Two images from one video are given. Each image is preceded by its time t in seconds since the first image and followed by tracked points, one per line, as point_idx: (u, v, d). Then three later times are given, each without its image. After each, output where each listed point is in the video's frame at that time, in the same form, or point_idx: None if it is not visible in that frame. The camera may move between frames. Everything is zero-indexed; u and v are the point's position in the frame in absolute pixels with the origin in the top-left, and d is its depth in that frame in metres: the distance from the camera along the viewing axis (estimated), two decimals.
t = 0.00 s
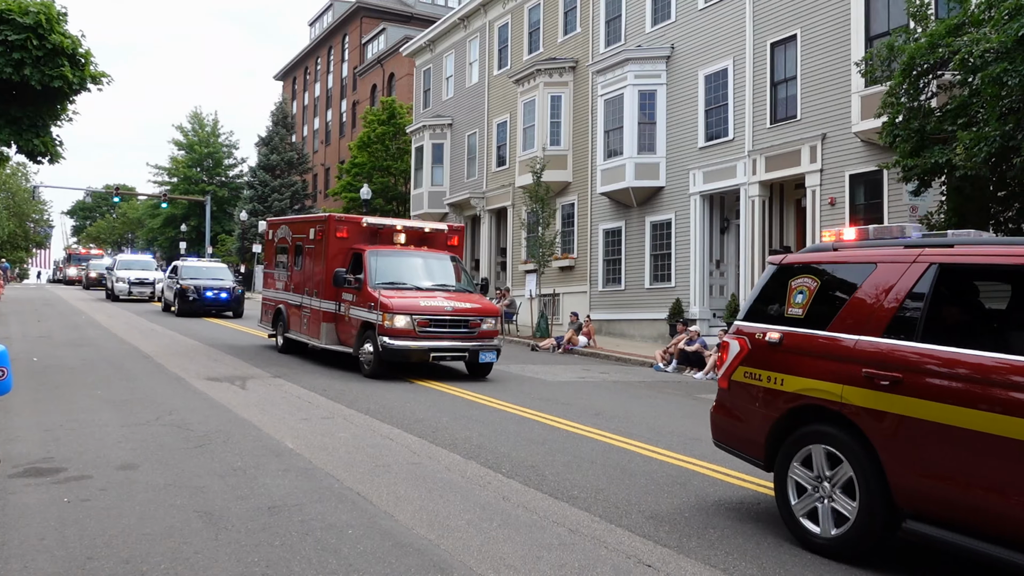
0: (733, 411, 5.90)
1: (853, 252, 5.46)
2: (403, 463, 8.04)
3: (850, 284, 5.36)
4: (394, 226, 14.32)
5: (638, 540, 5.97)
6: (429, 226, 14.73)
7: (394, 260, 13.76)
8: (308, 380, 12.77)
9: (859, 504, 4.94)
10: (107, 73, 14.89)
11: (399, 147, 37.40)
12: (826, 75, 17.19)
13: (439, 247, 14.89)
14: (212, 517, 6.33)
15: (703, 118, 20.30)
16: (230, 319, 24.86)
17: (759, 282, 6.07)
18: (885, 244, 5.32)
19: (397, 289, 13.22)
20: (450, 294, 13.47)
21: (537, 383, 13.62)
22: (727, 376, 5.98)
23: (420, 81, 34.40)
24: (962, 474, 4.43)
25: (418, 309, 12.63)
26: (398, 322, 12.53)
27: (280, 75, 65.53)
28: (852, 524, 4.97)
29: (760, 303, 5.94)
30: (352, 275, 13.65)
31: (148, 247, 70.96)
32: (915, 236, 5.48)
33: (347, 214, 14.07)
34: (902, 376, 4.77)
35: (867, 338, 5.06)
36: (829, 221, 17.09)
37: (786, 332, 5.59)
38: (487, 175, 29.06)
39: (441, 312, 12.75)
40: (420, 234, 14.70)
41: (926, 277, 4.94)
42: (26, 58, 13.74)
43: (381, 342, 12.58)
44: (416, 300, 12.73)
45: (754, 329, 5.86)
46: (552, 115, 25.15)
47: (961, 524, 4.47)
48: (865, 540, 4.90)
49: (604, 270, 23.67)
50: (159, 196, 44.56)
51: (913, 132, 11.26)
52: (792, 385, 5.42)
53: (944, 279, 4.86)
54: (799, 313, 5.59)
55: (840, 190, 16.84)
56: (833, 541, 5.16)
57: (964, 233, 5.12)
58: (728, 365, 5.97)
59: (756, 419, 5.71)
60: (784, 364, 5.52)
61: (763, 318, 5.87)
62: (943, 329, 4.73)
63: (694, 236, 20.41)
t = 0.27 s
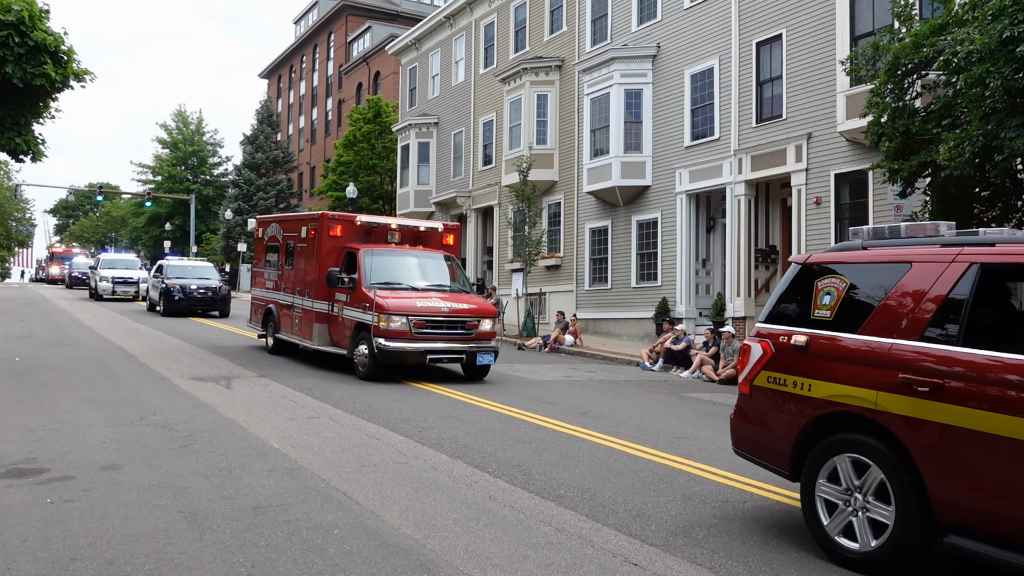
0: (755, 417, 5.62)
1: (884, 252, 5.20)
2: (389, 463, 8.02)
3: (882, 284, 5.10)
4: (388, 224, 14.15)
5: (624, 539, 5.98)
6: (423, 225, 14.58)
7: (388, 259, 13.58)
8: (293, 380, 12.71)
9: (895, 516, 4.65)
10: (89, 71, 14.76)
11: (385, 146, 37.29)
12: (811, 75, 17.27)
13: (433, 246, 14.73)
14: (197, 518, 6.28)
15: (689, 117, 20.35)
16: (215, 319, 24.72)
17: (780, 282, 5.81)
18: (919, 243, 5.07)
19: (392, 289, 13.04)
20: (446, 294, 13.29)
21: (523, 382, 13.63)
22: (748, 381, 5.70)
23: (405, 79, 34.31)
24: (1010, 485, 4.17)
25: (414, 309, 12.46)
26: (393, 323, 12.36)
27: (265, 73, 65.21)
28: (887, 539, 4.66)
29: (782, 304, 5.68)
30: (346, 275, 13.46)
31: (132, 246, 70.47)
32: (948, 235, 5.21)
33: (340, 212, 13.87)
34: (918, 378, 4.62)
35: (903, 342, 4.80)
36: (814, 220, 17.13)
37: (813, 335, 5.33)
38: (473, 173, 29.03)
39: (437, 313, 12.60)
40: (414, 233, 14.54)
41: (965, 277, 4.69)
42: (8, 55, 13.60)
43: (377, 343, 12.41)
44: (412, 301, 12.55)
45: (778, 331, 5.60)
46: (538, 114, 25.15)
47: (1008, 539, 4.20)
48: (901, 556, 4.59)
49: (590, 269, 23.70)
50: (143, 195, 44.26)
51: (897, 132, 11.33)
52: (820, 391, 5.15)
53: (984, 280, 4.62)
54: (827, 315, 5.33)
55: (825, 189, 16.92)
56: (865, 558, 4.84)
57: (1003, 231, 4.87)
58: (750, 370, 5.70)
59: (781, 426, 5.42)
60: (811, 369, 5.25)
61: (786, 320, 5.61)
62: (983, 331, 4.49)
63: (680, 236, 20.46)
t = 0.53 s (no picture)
0: (780, 422, 5.38)
1: (923, 251, 5.01)
2: (380, 462, 8.00)
3: (919, 285, 4.90)
4: (387, 223, 13.87)
5: (616, 537, 6.00)
6: (423, 223, 14.30)
7: (388, 258, 13.28)
8: (284, 379, 12.68)
9: (933, 526, 4.40)
10: (77, 69, 14.67)
11: (375, 145, 37.20)
12: (801, 74, 17.33)
13: (433, 245, 14.46)
14: (187, 518, 6.26)
15: (678, 116, 20.38)
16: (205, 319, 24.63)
17: (807, 283, 5.62)
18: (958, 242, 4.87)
19: (393, 289, 12.72)
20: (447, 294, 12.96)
21: (514, 381, 13.63)
22: (774, 385, 5.47)
23: (396, 78, 34.25)
24: None
25: (416, 310, 12.10)
26: (394, 324, 12.01)
27: (255, 71, 65.01)
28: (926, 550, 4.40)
29: (809, 304, 5.47)
30: (345, 275, 13.16)
31: (121, 245, 70.13)
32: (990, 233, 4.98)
33: (338, 210, 13.58)
34: (960, 382, 4.39)
35: (944, 345, 4.58)
36: (804, 218, 17.22)
37: (844, 338, 5.11)
38: (463, 172, 29.00)
39: (439, 313, 12.23)
40: (414, 232, 14.25)
41: (1009, 277, 4.49)
42: None
43: (377, 345, 12.06)
44: (414, 301, 12.20)
45: (806, 334, 5.38)
46: (529, 113, 25.13)
47: None
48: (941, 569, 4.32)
49: (581, 268, 23.71)
50: (132, 194, 44.03)
51: (887, 130, 11.39)
52: (853, 395, 4.92)
53: None
54: (859, 316, 5.11)
55: (815, 188, 17.00)
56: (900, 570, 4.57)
57: None
58: (775, 373, 5.47)
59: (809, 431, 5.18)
60: (842, 372, 5.02)
61: (816, 321, 5.38)
62: None
63: (671, 235, 20.50)
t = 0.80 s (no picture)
0: (809, 429, 5.22)
1: (956, 250, 4.84)
2: (374, 462, 7.99)
3: (956, 285, 4.70)
4: (389, 221, 13.52)
5: (609, 536, 6.00)
6: (426, 222, 13.95)
7: (390, 258, 12.90)
8: (277, 379, 12.65)
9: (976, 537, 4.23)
10: (68, 69, 14.63)
11: (368, 144, 37.14)
12: (793, 74, 17.37)
13: (436, 244, 14.10)
14: (180, 518, 6.24)
15: (671, 115, 20.41)
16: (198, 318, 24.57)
17: (835, 284, 5.44)
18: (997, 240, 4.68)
19: (396, 289, 12.34)
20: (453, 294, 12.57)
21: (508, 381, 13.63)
22: (802, 390, 5.32)
23: (389, 77, 34.20)
24: None
25: (421, 311, 11.71)
26: (399, 325, 11.62)
27: (247, 70, 64.86)
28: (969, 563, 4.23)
29: (838, 307, 5.29)
30: (346, 275, 12.80)
31: (113, 245, 69.89)
32: None
33: (339, 208, 13.23)
34: (1003, 387, 4.22)
35: (984, 348, 4.38)
36: (797, 218, 17.28)
37: (876, 340, 4.93)
38: (457, 172, 28.98)
39: (445, 314, 11.84)
40: (417, 231, 13.91)
41: None
42: None
43: (381, 346, 11.68)
44: (418, 302, 11.82)
45: (835, 336, 5.20)
46: (522, 112, 25.13)
47: None
48: None
49: (574, 267, 23.73)
50: (124, 193, 43.85)
51: (879, 130, 11.42)
52: (887, 401, 4.76)
53: None
54: (893, 317, 4.92)
55: (808, 187, 17.06)
56: None
57: None
58: (803, 378, 5.32)
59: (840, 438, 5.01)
60: (875, 376, 4.86)
61: (846, 321, 5.20)
62: None
63: (664, 235, 20.53)
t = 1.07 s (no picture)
0: (839, 436, 4.99)
1: (996, 248, 4.58)
2: (368, 461, 7.99)
3: (996, 284, 4.47)
4: (394, 219, 13.36)
5: (604, 535, 6.01)
6: (431, 220, 13.78)
7: (395, 257, 12.71)
8: (271, 379, 12.63)
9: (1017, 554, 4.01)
10: (62, 69, 14.59)
11: (362, 143, 37.09)
12: (787, 73, 17.40)
13: (441, 243, 13.94)
14: (174, 518, 6.22)
15: (666, 115, 20.44)
16: (193, 318, 24.51)
17: (866, 284, 5.23)
18: None
19: (401, 289, 12.15)
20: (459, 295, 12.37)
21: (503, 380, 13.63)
22: (831, 395, 5.08)
23: (383, 76, 34.18)
24: None
25: (427, 311, 11.51)
26: (405, 327, 11.43)
27: (241, 69, 64.75)
28: None
29: (870, 308, 5.07)
30: (351, 275, 12.60)
31: (107, 244, 69.70)
32: None
33: (343, 206, 13.05)
34: None
35: None
36: (791, 218, 17.31)
37: (911, 343, 4.70)
38: (451, 171, 28.97)
39: (452, 314, 11.65)
40: (422, 229, 13.76)
41: None
42: None
43: (387, 348, 11.47)
44: (425, 302, 11.62)
45: (867, 339, 4.98)
46: (516, 111, 25.12)
47: None
48: None
49: (569, 266, 23.75)
50: (118, 192, 43.71)
51: (873, 130, 11.43)
52: (923, 408, 4.53)
53: None
54: (929, 319, 4.69)
55: (802, 186, 17.08)
56: None
57: None
58: (832, 383, 5.08)
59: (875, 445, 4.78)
60: (909, 381, 4.63)
61: (879, 324, 4.98)
62: None
63: (658, 233, 20.55)
